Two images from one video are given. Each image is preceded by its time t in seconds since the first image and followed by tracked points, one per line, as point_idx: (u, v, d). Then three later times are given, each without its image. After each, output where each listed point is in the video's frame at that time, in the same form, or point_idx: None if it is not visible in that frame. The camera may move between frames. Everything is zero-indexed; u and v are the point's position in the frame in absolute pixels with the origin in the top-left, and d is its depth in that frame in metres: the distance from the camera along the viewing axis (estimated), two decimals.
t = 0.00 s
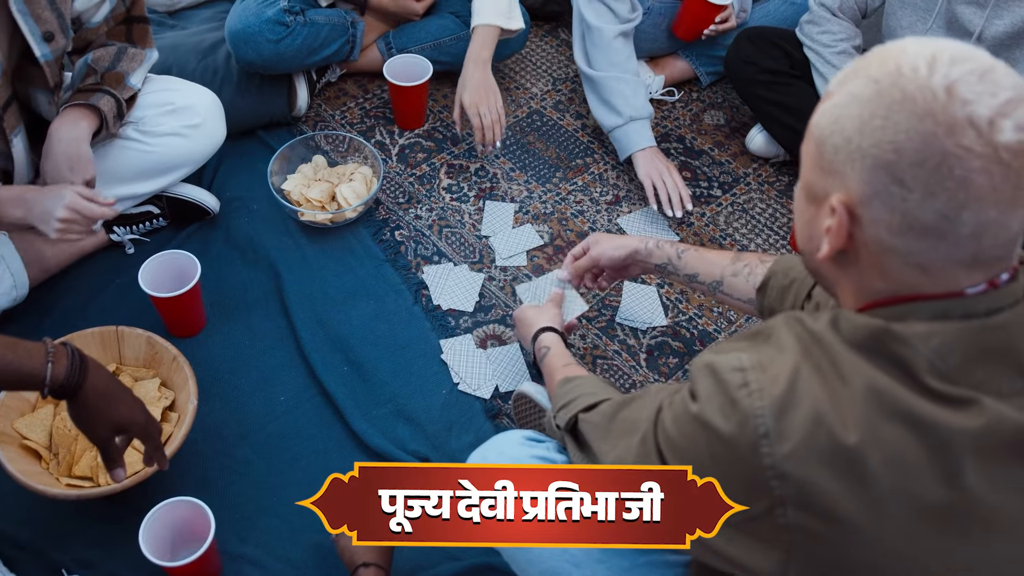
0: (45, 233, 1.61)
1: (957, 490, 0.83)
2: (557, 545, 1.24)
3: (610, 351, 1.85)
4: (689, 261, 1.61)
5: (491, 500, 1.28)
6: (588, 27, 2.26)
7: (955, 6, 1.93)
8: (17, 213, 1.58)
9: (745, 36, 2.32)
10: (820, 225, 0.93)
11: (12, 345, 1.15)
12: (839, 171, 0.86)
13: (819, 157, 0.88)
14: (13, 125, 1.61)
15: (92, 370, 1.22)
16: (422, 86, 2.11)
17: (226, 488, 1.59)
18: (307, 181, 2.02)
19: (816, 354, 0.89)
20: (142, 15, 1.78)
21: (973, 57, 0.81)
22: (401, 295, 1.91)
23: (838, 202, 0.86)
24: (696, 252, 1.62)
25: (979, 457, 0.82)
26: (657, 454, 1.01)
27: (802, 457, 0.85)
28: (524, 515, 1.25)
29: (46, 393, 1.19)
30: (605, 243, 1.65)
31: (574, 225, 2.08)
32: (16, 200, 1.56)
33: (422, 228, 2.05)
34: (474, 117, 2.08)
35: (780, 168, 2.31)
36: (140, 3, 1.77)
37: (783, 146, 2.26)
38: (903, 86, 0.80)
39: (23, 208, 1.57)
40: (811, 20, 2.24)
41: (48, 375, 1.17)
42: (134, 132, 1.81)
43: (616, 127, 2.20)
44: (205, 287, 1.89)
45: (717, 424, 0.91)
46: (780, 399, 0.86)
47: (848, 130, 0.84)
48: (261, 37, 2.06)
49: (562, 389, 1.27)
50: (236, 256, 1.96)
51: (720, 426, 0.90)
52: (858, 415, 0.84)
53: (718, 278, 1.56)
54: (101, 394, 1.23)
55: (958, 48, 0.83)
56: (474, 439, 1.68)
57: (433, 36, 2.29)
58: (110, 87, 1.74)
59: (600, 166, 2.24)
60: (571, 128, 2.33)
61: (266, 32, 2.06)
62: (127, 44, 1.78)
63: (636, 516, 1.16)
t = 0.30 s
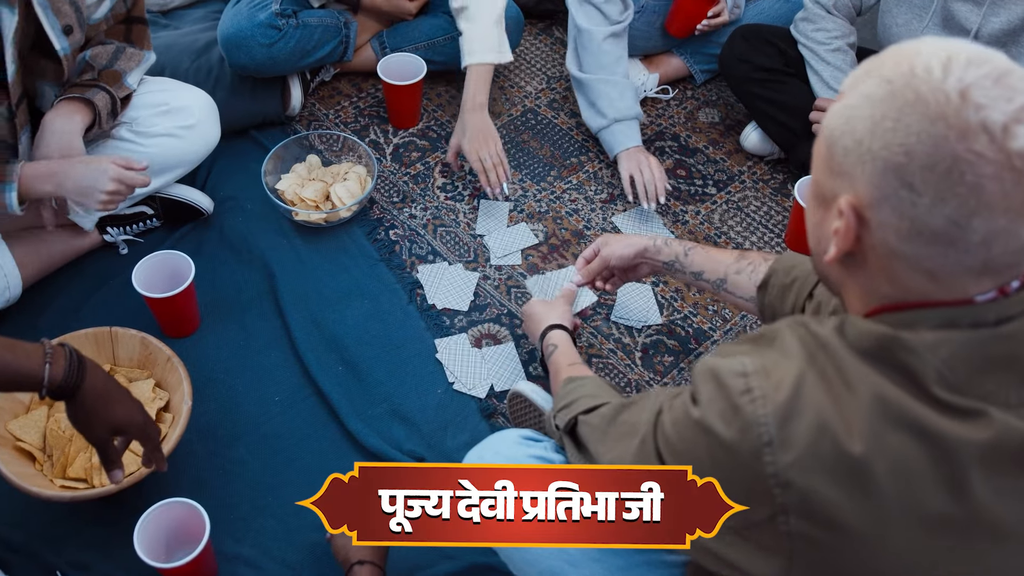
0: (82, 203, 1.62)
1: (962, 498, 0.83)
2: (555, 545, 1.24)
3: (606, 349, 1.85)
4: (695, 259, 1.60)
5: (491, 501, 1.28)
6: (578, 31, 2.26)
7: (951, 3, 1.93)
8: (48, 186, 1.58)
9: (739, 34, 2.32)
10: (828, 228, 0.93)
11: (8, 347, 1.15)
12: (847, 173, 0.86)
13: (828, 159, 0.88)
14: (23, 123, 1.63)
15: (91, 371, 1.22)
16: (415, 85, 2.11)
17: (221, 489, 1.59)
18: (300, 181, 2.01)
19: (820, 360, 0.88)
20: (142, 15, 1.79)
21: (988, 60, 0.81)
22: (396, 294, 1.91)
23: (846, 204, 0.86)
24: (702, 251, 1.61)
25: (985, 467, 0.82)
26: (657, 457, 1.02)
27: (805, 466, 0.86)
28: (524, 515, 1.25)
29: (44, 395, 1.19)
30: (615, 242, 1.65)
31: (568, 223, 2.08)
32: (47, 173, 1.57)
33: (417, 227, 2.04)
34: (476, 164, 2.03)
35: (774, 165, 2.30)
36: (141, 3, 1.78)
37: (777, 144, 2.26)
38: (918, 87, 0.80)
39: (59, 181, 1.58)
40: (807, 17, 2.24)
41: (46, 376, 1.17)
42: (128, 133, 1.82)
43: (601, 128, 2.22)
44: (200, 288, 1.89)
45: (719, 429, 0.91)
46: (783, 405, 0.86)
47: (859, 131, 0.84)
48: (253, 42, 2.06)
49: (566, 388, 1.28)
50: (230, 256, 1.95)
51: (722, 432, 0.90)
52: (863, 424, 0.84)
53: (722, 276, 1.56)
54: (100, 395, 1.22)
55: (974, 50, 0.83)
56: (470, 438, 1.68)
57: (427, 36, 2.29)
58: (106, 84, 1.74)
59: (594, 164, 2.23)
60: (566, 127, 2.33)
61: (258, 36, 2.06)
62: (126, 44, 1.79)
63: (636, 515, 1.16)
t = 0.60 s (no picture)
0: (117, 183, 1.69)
1: (964, 503, 0.83)
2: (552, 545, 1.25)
3: (600, 346, 1.85)
4: (700, 250, 1.62)
5: (491, 500, 1.28)
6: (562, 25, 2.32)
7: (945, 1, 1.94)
8: (81, 168, 1.63)
9: (732, 30, 2.33)
10: (824, 232, 0.93)
11: (11, 347, 1.15)
12: (842, 179, 0.86)
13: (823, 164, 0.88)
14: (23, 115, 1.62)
15: (93, 373, 1.21)
16: (410, 82, 2.11)
17: (215, 488, 1.58)
18: (294, 179, 2.01)
19: (819, 367, 0.88)
20: (140, 14, 1.77)
21: (986, 65, 0.81)
22: (390, 292, 1.90)
23: (842, 212, 0.86)
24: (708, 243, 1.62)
25: (987, 474, 0.83)
26: (654, 460, 1.02)
27: (806, 474, 0.86)
28: (524, 515, 1.25)
29: (46, 396, 1.19)
30: (624, 230, 1.69)
31: (562, 220, 2.08)
32: (83, 153, 1.63)
33: (411, 224, 2.04)
34: (473, 208, 1.99)
35: (768, 162, 2.30)
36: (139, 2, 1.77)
37: (771, 140, 2.26)
38: (913, 93, 0.80)
39: (99, 159, 1.64)
40: (799, 14, 2.26)
41: (48, 376, 1.17)
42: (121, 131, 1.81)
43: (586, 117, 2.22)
44: (193, 287, 1.88)
45: (717, 437, 0.91)
46: (784, 414, 0.87)
47: (855, 138, 0.84)
48: (244, 44, 2.06)
49: (562, 388, 1.30)
50: (224, 254, 1.95)
51: (720, 439, 0.91)
52: (864, 432, 0.84)
53: (723, 268, 1.57)
54: (101, 397, 1.22)
55: (971, 53, 0.83)
56: (464, 436, 1.68)
57: (420, 35, 2.28)
58: (100, 84, 1.73)
59: (588, 161, 2.23)
60: (559, 123, 2.33)
61: (249, 38, 2.06)
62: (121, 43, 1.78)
63: (636, 515, 1.16)
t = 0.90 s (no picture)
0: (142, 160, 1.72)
1: (957, 504, 0.84)
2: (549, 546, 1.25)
3: (596, 346, 1.86)
4: (714, 240, 1.69)
5: (492, 501, 1.28)
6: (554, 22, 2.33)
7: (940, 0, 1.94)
8: (106, 147, 1.68)
9: (729, 30, 2.33)
10: (818, 236, 0.94)
11: (14, 347, 1.14)
12: (836, 183, 0.86)
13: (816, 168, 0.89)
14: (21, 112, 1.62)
15: (95, 375, 1.21)
16: (406, 81, 2.11)
17: (211, 489, 1.58)
18: (289, 178, 2.01)
19: (813, 369, 0.89)
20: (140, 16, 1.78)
21: (979, 67, 0.81)
22: (386, 291, 1.90)
23: (836, 216, 0.87)
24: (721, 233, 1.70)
25: (981, 475, 0.83)
26: (648, 463, 1.03)
27: (800, 477, 0.87)
28: (525, 515, 1.25)
29: (47, 398, 1.18)
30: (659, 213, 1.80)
31: (558, 220, 2.08)
32: (106, 134, 1.68)
33: (407, 224, 2.04)
34: (468, 225, 1.99)
35: (764, 161, 2.31)
36: (140, 4, 1.77)
37: (767, 139, 2.26)
38: (906, 97, 0.80)
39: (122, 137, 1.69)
40: (794, 13, 2.26)
41: (50, 379, 1.16)
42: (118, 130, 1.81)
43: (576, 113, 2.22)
44: (189, 287, 1.88)
45: (712, 441, 0.92)
46: (777, 417, 0.87)
47: (848, 141, 0.84)
48: (243, 49, 2.06)
49: (557, 389, 1.29)
50: (220, 254, 1.95)
51: (715, 443, 0.91)
52: (858, 434, 0.84)
53: (734, 254, 1.65)
54: (102, 400, 1.22)
55: (964, 54, 0.83)
56: (460, 435, 1.68)
57: (418, 38, 2.28)
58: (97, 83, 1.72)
59: (584, 161, 2.23)
60: (555, 123, 2.33)
61: (247, 43, 2.06)
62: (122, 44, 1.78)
63: (636, 515, 1.16)
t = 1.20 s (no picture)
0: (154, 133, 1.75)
1: (945, 502, 0.84)
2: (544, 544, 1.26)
3: (591, 344, 1.86)
4: (718, 246, 1.71)
5: (491, 500, 1.28)
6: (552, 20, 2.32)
7: None
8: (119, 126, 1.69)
9: (724, 28, 2.33)
10: (807, 236, 0.94)
11: (23, 346, 1.15)
12: (823, 184, 0.87)
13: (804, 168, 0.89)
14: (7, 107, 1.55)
15: (103, 375, 1.22)
16: (401, 80, 2.10)
17: (206, 489, 1.58)
18: (284, 177, 2.00)
19: (802, 368, 0.89)
20: (136, 19, 1.79)
21: (962, 66, 0.82)
22: (382, 290, 1.91)
23: (824, 217, 0.87)
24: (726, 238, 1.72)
25: (968, 472, 0.84)
26: (641, 462, 1.03)
27: (788, 475, 0.87)
28: (525, 515, 1.25)
29: (55, 397, 1.19)
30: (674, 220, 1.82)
31: (554, 219, 2.09)
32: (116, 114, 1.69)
33: (402, 223, 2.04)
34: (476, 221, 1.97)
35: (758, 159, 2.31)
36: (136, 7, 1.77)
37: (762, 138, 2.27)
38: (889, 98, 0.81)
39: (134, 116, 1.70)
40: (788, 12, 2.27)
41: (58, 377, 1.17)
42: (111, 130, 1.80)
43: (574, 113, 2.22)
44: (184, 286, 1.88)
45: (702, 439, 0.92)
46: (766, 416, 0.88)
47: (833, 142, 0.84)
48: (238, 48, 2.06)
49: (557, 386, 1.29)
50: (215, 253, 1.94)
51: (705, 441, 0.92)
52: (846, 432, 0.85)
53: (736, 260, 1.66)
54: (111, 401, 1.22)
55: (947, 55, 0.84)
56: (456, 434, 1.69)
57: (413, 36, 2.28)
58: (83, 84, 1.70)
59: (579, 159, 2.23)
60: (549, 121, 2.33)
61: (242, 42, 2.06)
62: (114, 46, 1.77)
63: (636, 515, 1.16)
